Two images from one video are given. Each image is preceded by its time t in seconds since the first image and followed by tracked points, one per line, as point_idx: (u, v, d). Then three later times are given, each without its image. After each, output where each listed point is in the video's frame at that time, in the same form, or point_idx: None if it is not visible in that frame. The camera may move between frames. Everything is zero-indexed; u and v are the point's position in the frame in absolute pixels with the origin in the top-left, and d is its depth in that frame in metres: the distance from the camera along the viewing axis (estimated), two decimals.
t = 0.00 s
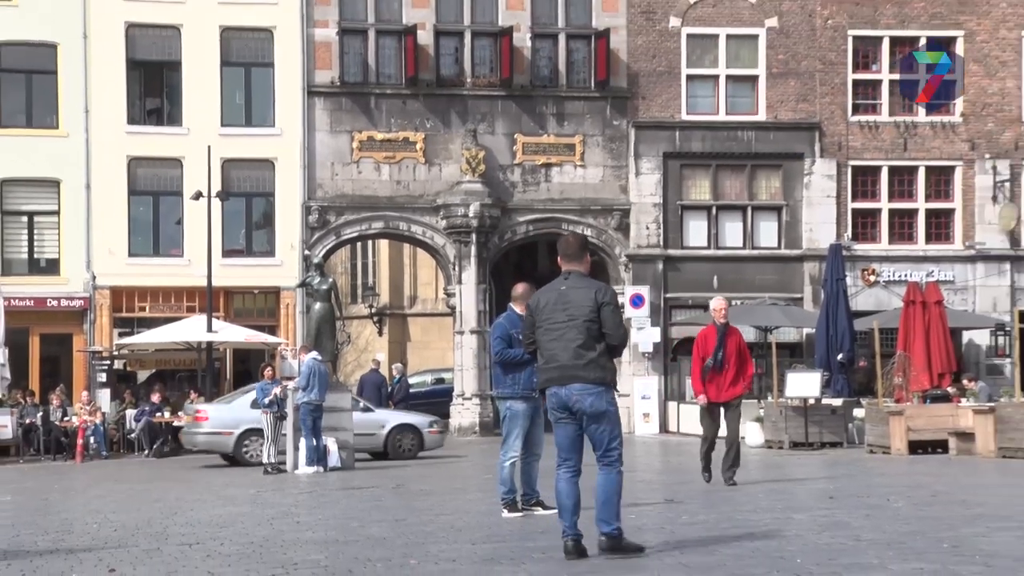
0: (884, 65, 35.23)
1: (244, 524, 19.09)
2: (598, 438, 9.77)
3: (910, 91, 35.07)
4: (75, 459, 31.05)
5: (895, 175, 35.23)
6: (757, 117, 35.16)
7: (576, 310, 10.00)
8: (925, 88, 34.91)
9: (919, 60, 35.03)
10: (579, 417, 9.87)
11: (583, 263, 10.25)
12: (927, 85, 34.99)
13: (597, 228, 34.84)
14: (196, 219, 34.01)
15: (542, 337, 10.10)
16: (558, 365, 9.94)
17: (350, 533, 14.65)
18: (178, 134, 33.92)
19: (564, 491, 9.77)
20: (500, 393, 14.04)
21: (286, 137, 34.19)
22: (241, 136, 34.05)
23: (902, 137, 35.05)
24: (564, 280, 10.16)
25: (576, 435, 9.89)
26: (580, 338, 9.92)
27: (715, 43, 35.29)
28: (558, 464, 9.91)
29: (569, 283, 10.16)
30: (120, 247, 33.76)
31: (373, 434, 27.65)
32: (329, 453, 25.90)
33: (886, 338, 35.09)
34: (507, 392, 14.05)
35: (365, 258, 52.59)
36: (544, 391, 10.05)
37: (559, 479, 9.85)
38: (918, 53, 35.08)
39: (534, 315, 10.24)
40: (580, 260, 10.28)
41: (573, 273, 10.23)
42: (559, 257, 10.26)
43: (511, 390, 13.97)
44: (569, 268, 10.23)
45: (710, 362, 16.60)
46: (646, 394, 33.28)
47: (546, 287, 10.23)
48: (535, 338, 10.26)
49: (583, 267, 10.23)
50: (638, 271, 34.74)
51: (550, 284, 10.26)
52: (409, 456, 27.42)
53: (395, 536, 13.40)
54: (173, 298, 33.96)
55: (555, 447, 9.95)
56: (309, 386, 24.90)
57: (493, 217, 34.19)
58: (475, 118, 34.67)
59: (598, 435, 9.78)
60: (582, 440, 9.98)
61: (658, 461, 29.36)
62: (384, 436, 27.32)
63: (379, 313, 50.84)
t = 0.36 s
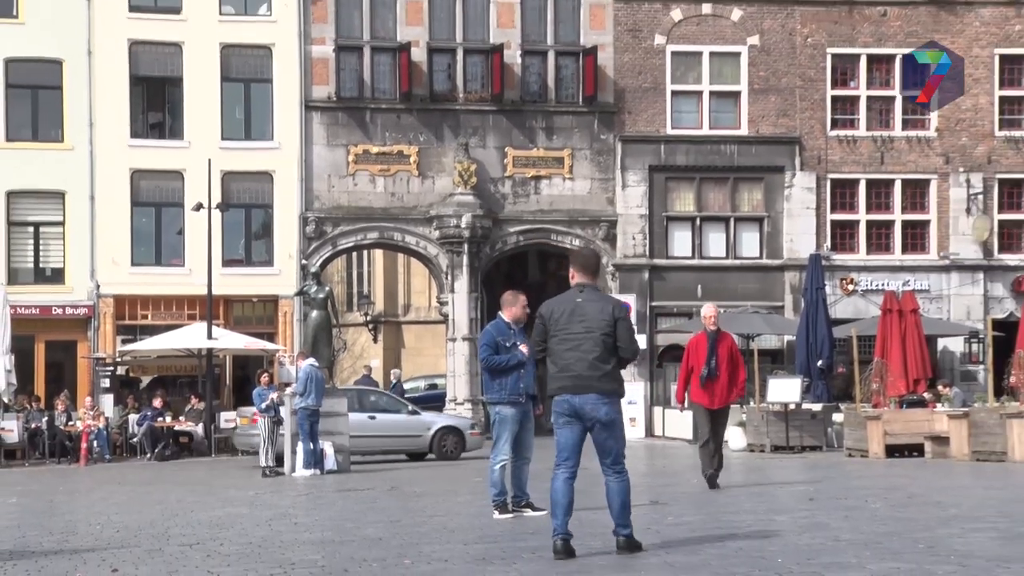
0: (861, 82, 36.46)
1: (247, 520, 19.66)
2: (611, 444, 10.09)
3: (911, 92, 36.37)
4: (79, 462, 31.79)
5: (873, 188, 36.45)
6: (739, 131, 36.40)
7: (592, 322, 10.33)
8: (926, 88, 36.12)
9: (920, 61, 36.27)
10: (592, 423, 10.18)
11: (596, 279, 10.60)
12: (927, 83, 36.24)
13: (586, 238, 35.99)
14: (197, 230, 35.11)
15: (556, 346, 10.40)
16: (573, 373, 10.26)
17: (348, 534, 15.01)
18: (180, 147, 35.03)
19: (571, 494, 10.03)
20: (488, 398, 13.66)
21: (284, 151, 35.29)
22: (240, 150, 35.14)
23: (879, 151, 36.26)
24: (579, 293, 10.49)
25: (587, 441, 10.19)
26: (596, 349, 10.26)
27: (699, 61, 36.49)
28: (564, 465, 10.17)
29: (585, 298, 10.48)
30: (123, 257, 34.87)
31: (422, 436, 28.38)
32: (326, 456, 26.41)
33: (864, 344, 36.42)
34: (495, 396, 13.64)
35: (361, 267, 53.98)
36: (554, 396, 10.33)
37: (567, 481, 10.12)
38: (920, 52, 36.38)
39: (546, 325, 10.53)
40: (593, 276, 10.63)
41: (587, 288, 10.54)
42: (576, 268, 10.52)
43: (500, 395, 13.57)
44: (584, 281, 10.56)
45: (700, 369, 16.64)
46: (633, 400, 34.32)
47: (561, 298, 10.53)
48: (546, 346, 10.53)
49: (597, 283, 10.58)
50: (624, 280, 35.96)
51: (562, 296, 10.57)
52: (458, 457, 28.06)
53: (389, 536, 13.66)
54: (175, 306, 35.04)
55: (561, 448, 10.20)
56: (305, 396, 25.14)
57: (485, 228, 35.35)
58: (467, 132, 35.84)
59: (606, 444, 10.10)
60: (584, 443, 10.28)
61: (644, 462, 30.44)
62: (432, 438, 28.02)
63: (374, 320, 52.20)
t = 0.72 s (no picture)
0: (842, 98, 37.98)
1: (253, 519, 20.30)
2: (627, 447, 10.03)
3: (913, 91, 37.92)
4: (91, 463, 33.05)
5: (854, 201, 37.95)
6: (725, 146, 37.86)
7: (616, 327, 10.26)
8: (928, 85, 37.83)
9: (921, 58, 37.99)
10: (612, 425, 10.10)
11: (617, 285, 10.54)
12: (928, 82, 37.92)
13: (578, 249, 37.30)
14: (204, 242, 36.47)
15: (576, 347, 10.27)
16: (595, 374, 10.16)
17: (350, 532, 15.50)
18: (187, 162, 36.39)
19: (578, 493, 9.99)
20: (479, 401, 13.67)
21: (287, 165, 36.70)
22: (246, 163, 36.56)
23: (859, 166, 37.78)
24: (604, 296, 10.40)
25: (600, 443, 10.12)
26: (618, 356, 10.20)
27: (686, 78, 37.97)
28: (574, 463, 10.09)
29: (607, 301, 10.41)
30: (133, 267, 36.22)
31: (462, 437, 29.75)
32: (329, 458, 27.36)
33: (846, 351, 37.84)
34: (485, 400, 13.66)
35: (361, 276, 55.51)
36: (571, 395, 10.19)
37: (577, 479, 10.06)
38: (918, 53, 38.00)
39: (568, 323, 10.34)
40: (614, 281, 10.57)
41: (607, 292, 10.47)
42: (598, 272, 10.45)
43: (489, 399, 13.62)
44: (607, 285, 10.47)
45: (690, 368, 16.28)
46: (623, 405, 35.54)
47: (584, 300, 10.41)
48: (564, 346, 10.37)
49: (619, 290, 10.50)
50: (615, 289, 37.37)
51: (585, 297, 10.46)
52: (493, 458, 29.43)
53: (390, 536, 14.17)
54: (183, 314, 36.32)
55: (574, 446, 10.09)
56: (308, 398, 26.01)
57: (480, 238, 36.73)
58: (463, 146, 37.27)
59: (618, 444, 10.03)
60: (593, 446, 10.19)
61: (635, 463, 31.70)
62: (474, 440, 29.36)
63: (373, 328, 53.69)
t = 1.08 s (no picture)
0: (827, 115, 39.53)
1: (263, 521, 20.36)
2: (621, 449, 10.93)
3: (914, 90, 39.48)
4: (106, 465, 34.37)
5: (839, 214, 39.53)
6: (715, 161, 39.40)
7: (608, 336, 11.13)
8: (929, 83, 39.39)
9: (922, 58, 39.58)
10: (607, 428, 10.99)
11: (607, 294, 11.41)
12: (928, 80, 39.48)
13: (574, 259, 38.83)
14: (214, 252, 37.93)
15: (571, 354, 11.12)
16: (591, 381, 11.02)
17: (355, 532, 16.10)
18: (198, 175, 37.87)
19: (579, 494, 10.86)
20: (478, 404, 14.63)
21: (295, 179, 38.18)
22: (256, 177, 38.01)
23: (844, 180, 39.35)
24: (596, 306, 11.26)
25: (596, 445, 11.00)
26: (612, 363, 11.08)
27: (678, 96, 39.51)
28: (574, 466, 10.96)
29: (600, 311, 11.28)
30: (146, 276, 37.68)
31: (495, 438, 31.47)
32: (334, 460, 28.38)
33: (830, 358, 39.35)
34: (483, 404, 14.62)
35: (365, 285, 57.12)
36: (569, 401, 11.04)
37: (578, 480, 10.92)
38: (919, 53, 39.62)
39: (563, 331, 11.19)
40: (603, 290, 11.43)
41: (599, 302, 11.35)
42: (591, 284, 11.31)
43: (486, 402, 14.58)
44: (599, 295, 11.33)
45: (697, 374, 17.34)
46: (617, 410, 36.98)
47: (577, 309, 11.26)
48: (559, 353, 11.22)
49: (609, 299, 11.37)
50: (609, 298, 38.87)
51: (577, 306, 11.29)
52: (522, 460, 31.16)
53: (392, 537, 14.83)
54: (194, 322, 37.86)
55: (573, 449, 10.96)
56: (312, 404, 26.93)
57: (480, 249, 38.19)
58: (463, 160, 38.79)
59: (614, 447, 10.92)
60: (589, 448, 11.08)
61: (629, 465, 33.09)
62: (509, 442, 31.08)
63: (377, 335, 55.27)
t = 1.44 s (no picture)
0: (812, 132, 41.43)
1: (270, 517, 21.56)
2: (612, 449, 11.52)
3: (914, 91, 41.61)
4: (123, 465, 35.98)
5: (823, 225, 41.43)
6: (705, 175, 41.27)
7: (596, 342, 11.72)
8: (929, 86, 41.49)
9: (923, 59, 41.66)
10: (598, 430, 11.58)
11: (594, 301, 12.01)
12: (929, 81, 41.58)
13: (571, 268, 40.63)
14: (226, 262, 39.68)
15: (561, 361, 11.73)
16: (582, 386, 11.61)
17: (358, 529, 17.14)
18: (212, 189, 39.67)
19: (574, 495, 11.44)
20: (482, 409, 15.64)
21: (304, 192, 39.98)
22: (267, 191, 39.83)
23: (827, 194, 41.26)
24: (584, 314, 11.86)
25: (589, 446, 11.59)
26: (600, 368, 11.67)
27: (670, 113, 41.36)
28: (569, 467, 11.54)
29: (588, 318, 11.88)
30: (162, 285, 39.47)
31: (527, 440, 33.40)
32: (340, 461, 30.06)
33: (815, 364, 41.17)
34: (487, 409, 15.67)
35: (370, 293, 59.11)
36: (561, 406, 11.63)
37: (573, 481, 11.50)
38: (920, 54, 41.71)
39: (553, 340, 11.80)
40: (590, 296, 12.03)
41: (586, 310, 11.94)
42: (577, 293, 11.89)
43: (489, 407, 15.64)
44: (586, 302, 11.94)
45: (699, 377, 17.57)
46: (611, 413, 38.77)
47: (565, 318, 11.86)
48: (550, 360, 11.82)
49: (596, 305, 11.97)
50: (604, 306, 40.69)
51: (565, 315, 11.89)
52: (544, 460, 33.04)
53: (395, 534, 16.00)
54: (207, 329, 39.60)
55: (567, 451, 11.55)
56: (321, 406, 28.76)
57: (480, 258, 39.97)
58: (465, 175, 40.62)
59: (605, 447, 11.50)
60: (583, 449, 11.67)
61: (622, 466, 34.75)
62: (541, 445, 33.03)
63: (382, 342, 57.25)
